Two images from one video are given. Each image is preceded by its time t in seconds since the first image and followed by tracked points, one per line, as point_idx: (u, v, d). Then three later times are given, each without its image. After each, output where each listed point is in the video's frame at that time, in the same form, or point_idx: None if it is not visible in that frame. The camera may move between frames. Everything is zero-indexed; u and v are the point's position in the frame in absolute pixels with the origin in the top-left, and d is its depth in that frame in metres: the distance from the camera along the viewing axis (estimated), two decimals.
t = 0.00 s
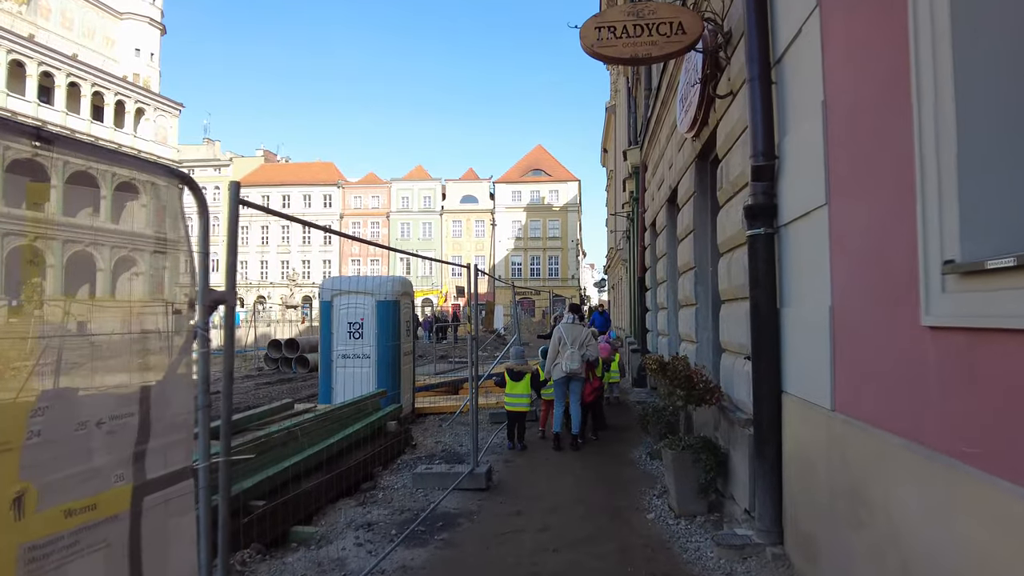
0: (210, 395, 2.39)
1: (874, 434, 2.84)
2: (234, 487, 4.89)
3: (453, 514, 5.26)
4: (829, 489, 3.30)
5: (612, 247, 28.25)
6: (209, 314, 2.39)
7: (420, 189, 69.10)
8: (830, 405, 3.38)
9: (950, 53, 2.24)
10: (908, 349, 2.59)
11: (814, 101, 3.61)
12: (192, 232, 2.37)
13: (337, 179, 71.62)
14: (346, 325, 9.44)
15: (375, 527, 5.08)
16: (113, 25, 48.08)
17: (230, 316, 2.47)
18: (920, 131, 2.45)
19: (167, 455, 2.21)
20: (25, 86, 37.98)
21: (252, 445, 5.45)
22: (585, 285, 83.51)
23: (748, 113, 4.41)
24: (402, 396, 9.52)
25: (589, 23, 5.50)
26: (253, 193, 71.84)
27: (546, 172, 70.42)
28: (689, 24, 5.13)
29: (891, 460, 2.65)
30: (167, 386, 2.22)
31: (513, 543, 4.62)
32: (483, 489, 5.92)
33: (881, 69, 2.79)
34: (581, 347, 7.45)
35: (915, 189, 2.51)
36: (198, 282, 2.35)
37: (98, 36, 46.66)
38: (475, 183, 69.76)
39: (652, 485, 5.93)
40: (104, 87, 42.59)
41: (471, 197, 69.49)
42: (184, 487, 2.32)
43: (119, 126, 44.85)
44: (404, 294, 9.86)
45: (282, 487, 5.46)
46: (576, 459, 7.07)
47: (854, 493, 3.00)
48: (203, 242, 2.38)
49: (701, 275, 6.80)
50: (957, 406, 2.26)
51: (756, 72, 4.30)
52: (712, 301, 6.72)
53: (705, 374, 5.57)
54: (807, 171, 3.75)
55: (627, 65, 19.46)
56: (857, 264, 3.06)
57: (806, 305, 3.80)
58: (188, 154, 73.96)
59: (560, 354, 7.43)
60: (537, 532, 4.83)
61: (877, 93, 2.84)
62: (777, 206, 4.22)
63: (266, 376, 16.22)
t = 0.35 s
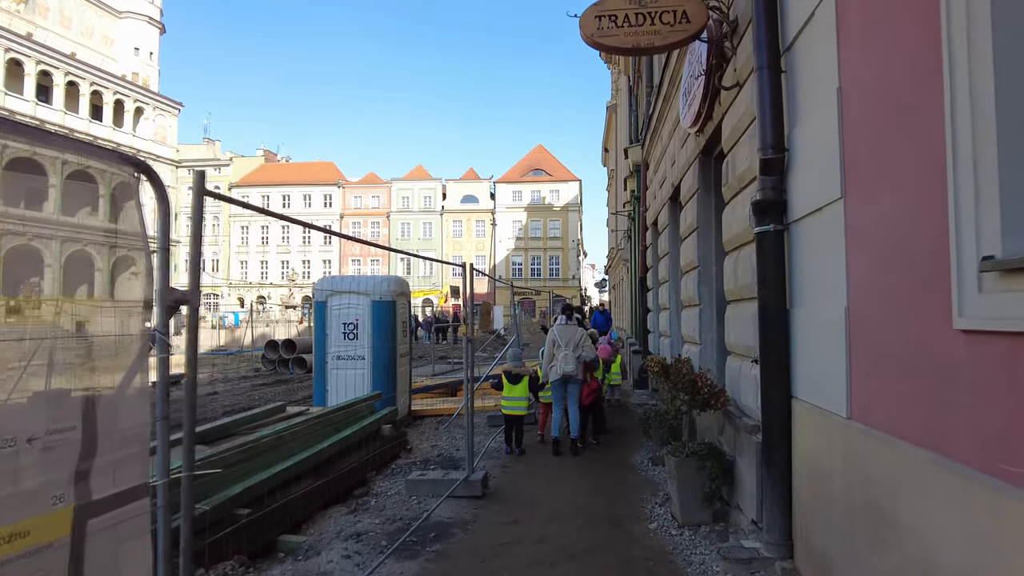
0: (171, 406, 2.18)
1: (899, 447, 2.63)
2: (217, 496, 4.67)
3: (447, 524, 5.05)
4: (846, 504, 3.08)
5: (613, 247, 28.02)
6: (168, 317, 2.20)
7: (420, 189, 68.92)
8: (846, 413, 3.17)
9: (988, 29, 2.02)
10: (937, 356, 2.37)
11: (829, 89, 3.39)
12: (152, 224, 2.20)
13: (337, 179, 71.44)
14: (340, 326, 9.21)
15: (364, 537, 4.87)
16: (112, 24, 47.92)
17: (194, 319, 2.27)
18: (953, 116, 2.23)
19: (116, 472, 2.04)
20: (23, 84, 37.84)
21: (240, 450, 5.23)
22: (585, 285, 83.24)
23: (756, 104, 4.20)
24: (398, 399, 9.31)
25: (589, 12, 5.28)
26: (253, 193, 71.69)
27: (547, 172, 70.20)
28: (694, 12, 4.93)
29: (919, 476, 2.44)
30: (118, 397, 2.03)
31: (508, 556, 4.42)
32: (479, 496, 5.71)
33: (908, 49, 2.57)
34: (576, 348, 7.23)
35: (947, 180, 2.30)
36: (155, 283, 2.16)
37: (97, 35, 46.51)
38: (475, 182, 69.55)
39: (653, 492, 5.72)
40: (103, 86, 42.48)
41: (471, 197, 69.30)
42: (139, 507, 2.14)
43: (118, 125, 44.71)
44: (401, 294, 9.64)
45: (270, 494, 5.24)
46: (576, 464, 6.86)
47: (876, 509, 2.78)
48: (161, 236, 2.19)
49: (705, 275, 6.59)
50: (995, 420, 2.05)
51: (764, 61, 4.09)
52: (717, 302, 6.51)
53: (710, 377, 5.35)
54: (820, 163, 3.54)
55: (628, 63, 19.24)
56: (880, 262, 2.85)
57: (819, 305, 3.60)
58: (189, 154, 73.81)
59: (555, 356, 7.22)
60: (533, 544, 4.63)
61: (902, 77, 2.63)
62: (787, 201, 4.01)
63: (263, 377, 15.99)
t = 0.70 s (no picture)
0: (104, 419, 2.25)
1: (921, 456, 2.38)
2: (191, 505, 4.45)
3: (434, 532, 4.81)
4: (861, 517, 2.83)
5: (614, 245, 27.75)
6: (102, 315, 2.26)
7: (420, 189, 68.70)
8: (860, 418, 2.92)
9: None
10: (965, 356, 2.13)
11: (838, 67, 3.15)
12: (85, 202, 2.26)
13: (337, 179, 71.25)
14: (331, 326, 9.00)
15: (347, 548, 4.64)
16: (109, 23, 47.72)
17: (132, 316, 2.27)
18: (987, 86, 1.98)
19: (33, 495, 2.15)
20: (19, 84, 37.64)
21: (219, 454, 5.01)
22: (586, 285, 82.93)
23: (758, 88, 3.95)
24: (390, 401, 9.07)
25: None
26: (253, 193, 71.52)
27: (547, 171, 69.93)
28: None
29: (944, 490, 2.20)
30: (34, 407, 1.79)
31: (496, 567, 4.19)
32: (470, 503, 5.47)
33: (930, 15, 2.33)
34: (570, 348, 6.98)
35: (979, 159, 2.05)
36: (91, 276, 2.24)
37: (93, 35, 46.33)
38: (475, 182, 69.31)
39: (652, 499, 5.48)
40: (100, 85, 42.31)
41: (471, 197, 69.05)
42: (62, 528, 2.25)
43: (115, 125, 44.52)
44: (394, 293, 9.40)
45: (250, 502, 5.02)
46: (572, 468, 6.61)
47: (894, 524, 2.54)
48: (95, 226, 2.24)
49: (705, 271, 6.34)
50: None
51: (767, 41, 3.84)
52: (718, 299, 6.27)
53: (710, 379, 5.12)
54: (828, 148, 3.30)
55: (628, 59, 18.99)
56: (896, 253, 2.62)
57: (827, 301, 3.36)
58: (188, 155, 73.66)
59: (548, 356, 6.98)
60: (523, 553, 4.40)
61: (924, 48, 2.38)
62: (793, 190, 3.77)
63: (257, 378, 15.72)
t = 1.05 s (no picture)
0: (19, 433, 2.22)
1: (948, 474, 2.16)
2: (169, 515, 4.24)
3: (423, 543, 4.60)
4: (879, 536, 2.61)
5: (613, 244, 27.45)
6: (20, 319, 2.25)
7: (419, 188, 68.53)
8: (874, 429, 2.71)
9: None
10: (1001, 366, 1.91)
11: (848, 50, 2.93)
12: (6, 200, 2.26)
13: (336, 179, 71.08)
14: (322, 326, 8.81)
15: (330, 561, 4.45)
16: (106, 22, 47.55)
17: (54, 318, 2.29)
18: None
19: None
20: (15, 83, 37.58)
21: (199, 461, 4.80)
22: (586, 283, 82.76)
23: (762, 73, 3.73)
24: (382, 403, 8.86)
25: None
26: (252, 193, 71.35)
27: (547, 169, 69.71)
28: None
29: (978, 514, 1.98)
30: None
31: None
32: (462, 512, 5.25)
33: None
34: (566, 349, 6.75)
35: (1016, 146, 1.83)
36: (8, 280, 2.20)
37: (90, 34, 46.15)
38: (474, 180, 69.14)
39: (651, 507, 5.26)
40: (97, 84, 42.20)
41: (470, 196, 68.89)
42: None
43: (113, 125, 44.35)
44: (387, 292, 9.17)
45: (233, 510, 4.81)
46: (569, 473, 6.38)
47: (918, 548, 2.32)
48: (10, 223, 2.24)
49: (706, 269, 6.13)
50: None
51: (770, 24, 3.62)
52: (719, 298, 6.04)
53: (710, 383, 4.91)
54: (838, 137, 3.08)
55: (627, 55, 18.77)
56: (915, 249, 2.40)
57: (836, 301, 3.14)
58: (187, 155, 73.54)
59: (543, 358, 6.76)
60: (515, 566, 4.18)
61: (951, 23, 2.16)
62: (799, 183, 3.55)
63: (253, 379, 15.53)
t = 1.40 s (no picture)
0: None
1: (993, 487, 1.95)
2: (150, 521, 4.04)
3: (418, 551, 4.39)
4: (911, 553, 2.39)
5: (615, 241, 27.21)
6: None
7: (421, 185, 68.34)
8: (906, 434, 2.48)
9: None
10: None
11: (878, 22, 2.69)
12: None
13: (338, 176, 70.90)
14: (319, 324, 8.59)
15: (320, 569, 4.25)
16: (107, 18, 47.33)
17: None
18: None
19: None
20: (15, 80, 37.45)
21: (184, 464, 4.60)
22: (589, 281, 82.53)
23: (778, 53, 3.50)
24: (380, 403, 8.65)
25: None
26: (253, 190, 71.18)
27: (549, 166, 69.46)
28: None
29: None
30: None
31: None
32: (460, 516, 5.04)
33: None
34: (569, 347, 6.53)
35: None
36: None
37: (91, 30, 45.99)
38: (475, 178, 68.92)
39: (657, 512, 5.04)
40: (97, 80, 42.05)
41: (472, 193, 68.67)
42: None
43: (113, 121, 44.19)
44: (385, 289, 8.95)
45: (219, 515, 4.60)
46: (571, 476, 6.16)
47: (958, 568, 2.10)
48: None
49: (714, 264, 5.90)
50: None
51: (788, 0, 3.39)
52: (728, 294, 5.83)
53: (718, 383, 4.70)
54: (862, 119, 2.86)
55: (630, 49, 18.51)
56: (953, 237, 2.16)
57: (860, 295, 2.92)
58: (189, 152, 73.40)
59: (545, 356, 6.54)
60: None
61: None
62: (819, 170, 3.33)
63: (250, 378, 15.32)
